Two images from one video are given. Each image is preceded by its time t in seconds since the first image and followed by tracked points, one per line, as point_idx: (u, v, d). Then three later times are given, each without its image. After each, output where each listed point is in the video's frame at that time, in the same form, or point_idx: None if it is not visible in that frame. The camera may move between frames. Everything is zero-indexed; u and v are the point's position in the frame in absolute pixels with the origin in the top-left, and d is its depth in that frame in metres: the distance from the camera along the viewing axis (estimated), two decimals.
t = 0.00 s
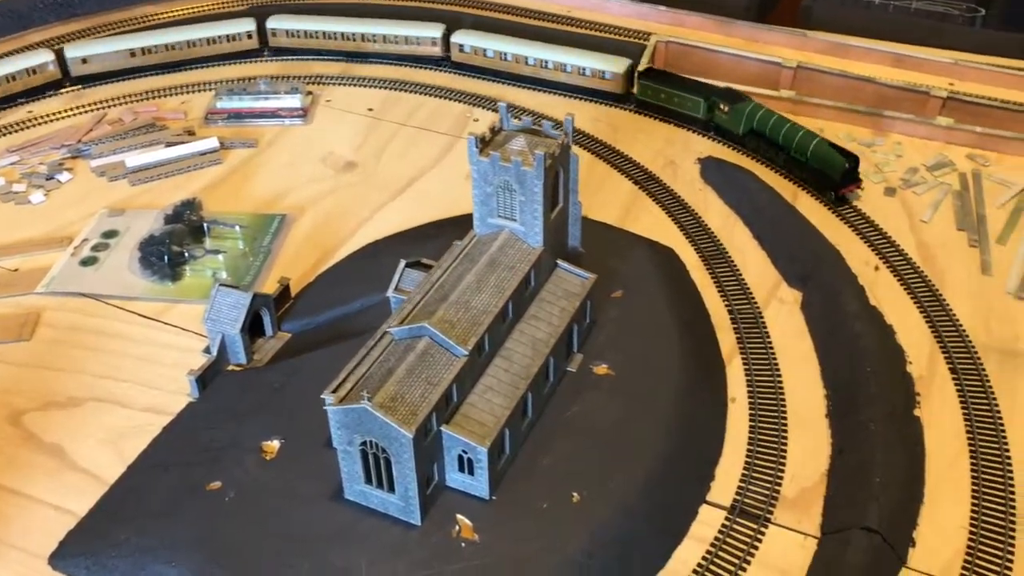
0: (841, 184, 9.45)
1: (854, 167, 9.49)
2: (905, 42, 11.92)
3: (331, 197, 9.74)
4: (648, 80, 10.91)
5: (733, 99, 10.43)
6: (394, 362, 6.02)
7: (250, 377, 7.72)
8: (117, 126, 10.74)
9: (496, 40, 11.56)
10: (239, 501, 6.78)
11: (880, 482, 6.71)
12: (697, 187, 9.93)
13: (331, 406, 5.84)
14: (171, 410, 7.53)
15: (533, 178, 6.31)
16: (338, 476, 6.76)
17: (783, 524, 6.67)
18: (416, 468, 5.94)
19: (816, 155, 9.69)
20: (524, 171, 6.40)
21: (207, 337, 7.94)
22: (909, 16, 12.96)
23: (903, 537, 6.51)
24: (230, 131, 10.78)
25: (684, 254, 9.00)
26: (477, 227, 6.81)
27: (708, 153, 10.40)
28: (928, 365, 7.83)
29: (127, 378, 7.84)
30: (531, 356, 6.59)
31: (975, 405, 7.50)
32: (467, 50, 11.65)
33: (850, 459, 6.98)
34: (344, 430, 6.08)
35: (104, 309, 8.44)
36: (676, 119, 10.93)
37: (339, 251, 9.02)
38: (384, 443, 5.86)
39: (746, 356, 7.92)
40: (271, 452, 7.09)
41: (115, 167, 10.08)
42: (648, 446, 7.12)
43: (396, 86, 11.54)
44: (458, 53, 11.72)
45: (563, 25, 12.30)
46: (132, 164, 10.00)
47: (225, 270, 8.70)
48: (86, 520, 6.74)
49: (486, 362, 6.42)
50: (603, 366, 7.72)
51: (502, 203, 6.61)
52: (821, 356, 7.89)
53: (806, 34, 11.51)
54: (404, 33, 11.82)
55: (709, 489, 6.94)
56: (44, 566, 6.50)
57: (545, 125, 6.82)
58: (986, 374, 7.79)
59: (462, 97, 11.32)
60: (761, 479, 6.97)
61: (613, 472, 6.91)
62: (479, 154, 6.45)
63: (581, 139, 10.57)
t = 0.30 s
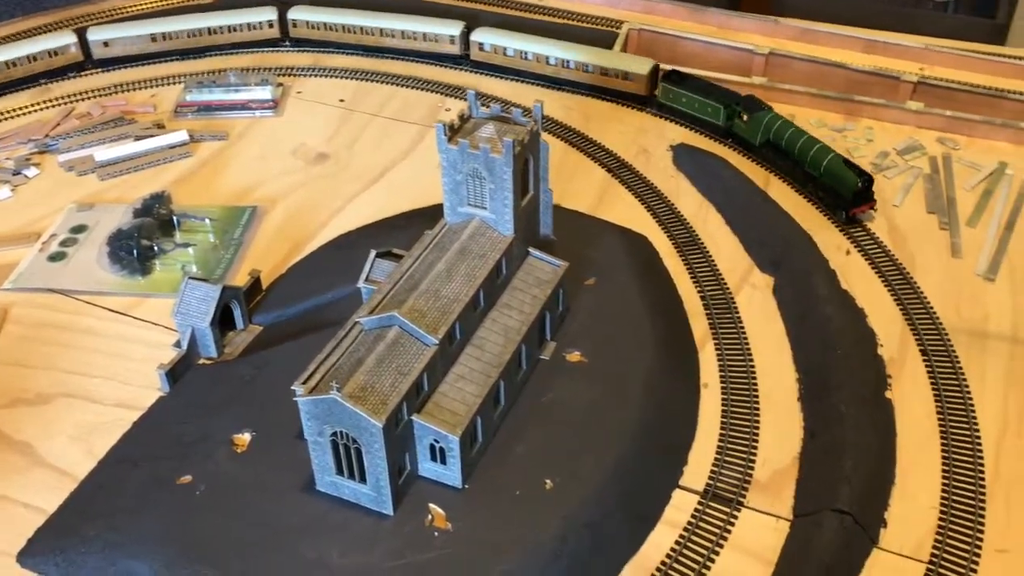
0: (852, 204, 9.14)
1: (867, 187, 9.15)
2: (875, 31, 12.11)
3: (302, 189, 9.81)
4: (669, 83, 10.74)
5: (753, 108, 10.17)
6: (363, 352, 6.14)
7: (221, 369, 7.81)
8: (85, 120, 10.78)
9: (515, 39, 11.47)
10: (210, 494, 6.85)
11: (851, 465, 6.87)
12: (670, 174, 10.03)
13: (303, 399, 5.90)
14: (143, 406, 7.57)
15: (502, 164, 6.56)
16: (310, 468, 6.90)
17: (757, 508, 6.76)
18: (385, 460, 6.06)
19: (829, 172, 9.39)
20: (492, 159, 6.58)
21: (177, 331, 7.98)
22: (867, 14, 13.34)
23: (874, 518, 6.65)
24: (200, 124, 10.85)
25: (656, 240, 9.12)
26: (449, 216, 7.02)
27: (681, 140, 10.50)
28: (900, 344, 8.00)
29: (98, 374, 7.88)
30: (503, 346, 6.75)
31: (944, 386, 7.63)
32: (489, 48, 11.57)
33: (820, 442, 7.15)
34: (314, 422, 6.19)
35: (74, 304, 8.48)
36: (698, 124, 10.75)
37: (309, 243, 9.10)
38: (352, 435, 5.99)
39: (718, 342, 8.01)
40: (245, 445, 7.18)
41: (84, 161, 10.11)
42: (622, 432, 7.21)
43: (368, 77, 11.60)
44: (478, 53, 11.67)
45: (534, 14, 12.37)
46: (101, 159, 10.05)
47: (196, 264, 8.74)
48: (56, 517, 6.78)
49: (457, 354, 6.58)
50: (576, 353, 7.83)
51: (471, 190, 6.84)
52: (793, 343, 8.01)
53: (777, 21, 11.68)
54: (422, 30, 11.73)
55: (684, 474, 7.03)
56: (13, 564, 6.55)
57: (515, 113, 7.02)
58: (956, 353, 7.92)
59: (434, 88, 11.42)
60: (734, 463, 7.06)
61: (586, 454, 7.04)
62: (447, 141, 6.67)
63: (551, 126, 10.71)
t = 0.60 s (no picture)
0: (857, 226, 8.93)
1: (875, 210, 8.91)
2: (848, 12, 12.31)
3: (273, 178, 10.18)
4: (690, 87, 10.72)
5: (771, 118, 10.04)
6: (335, 339, 6.41)
7: (193, 361, 8.05)
8: (54, 113, 11.11)
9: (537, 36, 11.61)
10: (183, 485, 7.02)
11: (824, 444, 7.13)
12: (643, 159, 10.37)
13: (274, 388, 6.13)
14: (115, 398, 7.84)
15: (473, 147, 6.89)
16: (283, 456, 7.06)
17: (732, 488, 7.03)
18: (359, 447, 6.33)
19: (840, 190, 9.18)
20: (463, 144, 6.90)
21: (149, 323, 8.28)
22: None
23: (847, 496, 6.88)
24: (171, 115, 11.20)
25: (628, 226, 9.42)
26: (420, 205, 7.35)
27: (654, 126, 10.84)
28: (872, 324, 8.25)
29: (70, 367, 8.15)
30: (476, 332, 7.08)
31: (917, 366, 7.87)
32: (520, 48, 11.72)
33: (793, 422, 7.44)
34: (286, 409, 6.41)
35: (46, 298, 8.77)
36: (702, 124, 10.78)
37: (282, 233, 9.44)
38: (325, 423, 6.24)
39: (692, 327, 8.32)
40: (217, 434, 7.37)
41: (52, 155, 10.46)
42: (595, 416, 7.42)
43: (340, 66, 12.00)
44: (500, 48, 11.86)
45: (508, 1, 12.71)
46: (70, 152, 10.38)
47: (167, 255, 9.09)
48: (32, 509, 7.04)
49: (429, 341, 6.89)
50: (550, 338, 8.05)
51: (443, 173, 7.18)
52: (768, 325, 8.32)
53: (750, 5, 11.85)
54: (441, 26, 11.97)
55: (658, 457, 7.30)
56: None
57: (483, 99, 7.30)
58: (928, 333, 8.16)
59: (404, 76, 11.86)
60: (707, 446, 7.34)
61: (561, 442, 7.21)
62: (418, 127, 6.99)
63: (521, 112, 11.08)
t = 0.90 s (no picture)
0: (862, 244, 9.03)
1: (882, 229, 8.98)
2: None
3: (245, 161, 10.69)
4: (710, 87, 10.91)
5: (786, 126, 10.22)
6: (304, 318, 6.79)
7: (164, 344, 8.47)
8: (21, 99, 11.60)
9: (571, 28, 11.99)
10: (153, 468, 7.44)
11: (797, 415, 7.71)
12: (617, 138, 10.97)
13: (246, 366, 6.49)
14: (86, 381, 8.29)
15: (443, 124, 7.17)
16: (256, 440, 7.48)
17: (707, 462, 7.61)
18: (329, 426, 6.73)
19: (847, 204, 9.28)
20: (432, 120, 7.18)
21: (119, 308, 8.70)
22: None
23: (822, 468, 7.49)
24: (141, 98, 11.72)
25: (607, 207, 10.01)
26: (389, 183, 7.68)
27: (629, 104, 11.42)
28: (844, 299, 8.90)
29: (41, 352, 8.61)
30: (448, 309, 7.54)
31: (892, 343, 8.47)
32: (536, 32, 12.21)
33: (766, 394, 8.05)
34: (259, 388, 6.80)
35: (16, 283, 9.24)
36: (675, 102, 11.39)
37: (254, 215, 9.93)
38: (295, 402, 6.63)
39: (667, 304, 8.92)
40: (187, 417, 7.80)
41: (20, 139, 10.98)
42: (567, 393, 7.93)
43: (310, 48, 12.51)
44: (526, 36, 12.28)
45: None
46: (38, 137, 10.90)
47: (137, 239, 9.62)
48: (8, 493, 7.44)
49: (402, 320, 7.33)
50: (525, 316, 8.56)
51: (413, 150, 7.48)
52: (744, 303, 8.91)
53: None
54: (467, 14, 12.38)
55: (631, 432, 7.87)
56: None
57: (451, 73, 7.62)
58: (901, 305, 8.84)
59: (376, 56, 12.36)
60: (683, 420, 7.91)
61: (535, 419, 7.70)
62: (386, 105, 7.25)
63: (492, 89, 11.69)
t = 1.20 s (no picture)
0: (862, 254, 8.58)
1: (884, 239, 8.51)
2: None
3: (217, 131, 10.63)
4: (729, 78, 10.56)
5: (800, 124, 9.73)
6: (275, 283, 6.88)
7: (135, 315, 8.55)
8: None
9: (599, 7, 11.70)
10: (126, 436, 7.58)
11: (772, 374, 7.80)
12: (594, 103, 11.06)
13: (216, 331, 6.60)
14: (57, 351, 8.35)
15: (413, 86, 7.37)
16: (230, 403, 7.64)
17: (681, 422, 7.70)
18: (302, 389, 6.84)
19: (849, 211, 8.82)
20: (402, 81, 7.36)
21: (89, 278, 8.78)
22: None
23: (796, 427, 7.56)
24: (110, 69, 11.62)
25: (581, 171, 10.08)
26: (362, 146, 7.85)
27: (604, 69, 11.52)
28: (821, 262, 8.96)
29: (12, 323, 8.65)
30: (421, 275, 7.65)
31: (866, 302, 8.56)
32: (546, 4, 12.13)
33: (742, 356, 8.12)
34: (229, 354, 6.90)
35: None
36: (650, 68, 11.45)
37: (226, 184, 9.95)
38: (267, 366, 6.73)
39: (642, 268, 9.00)
40: (160, 385, 7.94)
41: None
42: (542, 359, 8.06)
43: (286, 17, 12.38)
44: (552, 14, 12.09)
45: None
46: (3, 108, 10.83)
47: (108, 209, 9.66)
48: None
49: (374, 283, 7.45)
50: (500, 282, 8.70)
51: (385, 115, 7.68)
52: (720, 266, 8.99)
53: None
54: None
55: (608, 393, 7.96)
56: None
57: (421, 35, 7.79)
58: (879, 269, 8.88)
59: (350, 24, 12.33)
60: (659, 382, 8.00)
61: (510, 383, 7.84)
62: (357, 69, 7.44)
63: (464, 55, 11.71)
